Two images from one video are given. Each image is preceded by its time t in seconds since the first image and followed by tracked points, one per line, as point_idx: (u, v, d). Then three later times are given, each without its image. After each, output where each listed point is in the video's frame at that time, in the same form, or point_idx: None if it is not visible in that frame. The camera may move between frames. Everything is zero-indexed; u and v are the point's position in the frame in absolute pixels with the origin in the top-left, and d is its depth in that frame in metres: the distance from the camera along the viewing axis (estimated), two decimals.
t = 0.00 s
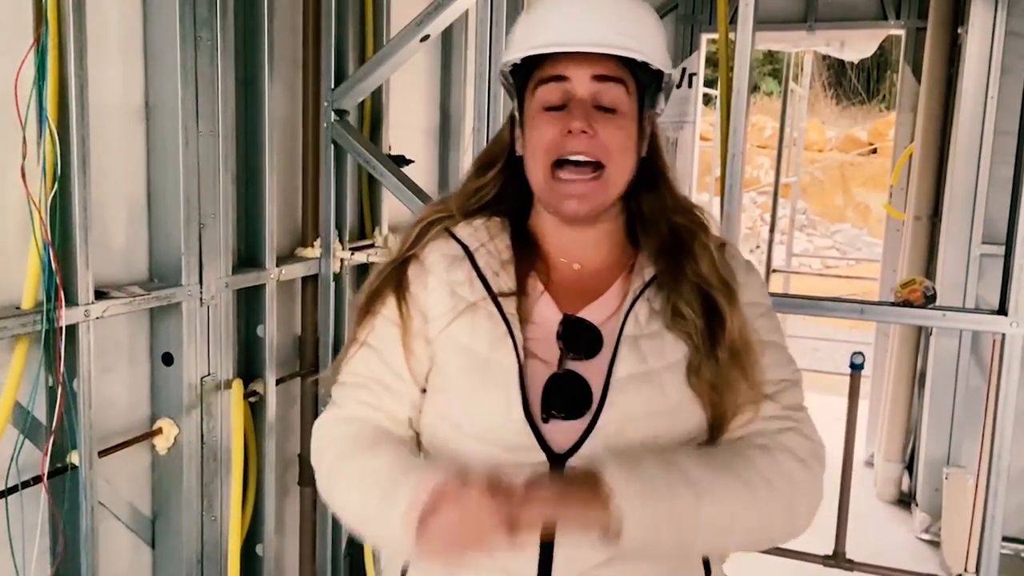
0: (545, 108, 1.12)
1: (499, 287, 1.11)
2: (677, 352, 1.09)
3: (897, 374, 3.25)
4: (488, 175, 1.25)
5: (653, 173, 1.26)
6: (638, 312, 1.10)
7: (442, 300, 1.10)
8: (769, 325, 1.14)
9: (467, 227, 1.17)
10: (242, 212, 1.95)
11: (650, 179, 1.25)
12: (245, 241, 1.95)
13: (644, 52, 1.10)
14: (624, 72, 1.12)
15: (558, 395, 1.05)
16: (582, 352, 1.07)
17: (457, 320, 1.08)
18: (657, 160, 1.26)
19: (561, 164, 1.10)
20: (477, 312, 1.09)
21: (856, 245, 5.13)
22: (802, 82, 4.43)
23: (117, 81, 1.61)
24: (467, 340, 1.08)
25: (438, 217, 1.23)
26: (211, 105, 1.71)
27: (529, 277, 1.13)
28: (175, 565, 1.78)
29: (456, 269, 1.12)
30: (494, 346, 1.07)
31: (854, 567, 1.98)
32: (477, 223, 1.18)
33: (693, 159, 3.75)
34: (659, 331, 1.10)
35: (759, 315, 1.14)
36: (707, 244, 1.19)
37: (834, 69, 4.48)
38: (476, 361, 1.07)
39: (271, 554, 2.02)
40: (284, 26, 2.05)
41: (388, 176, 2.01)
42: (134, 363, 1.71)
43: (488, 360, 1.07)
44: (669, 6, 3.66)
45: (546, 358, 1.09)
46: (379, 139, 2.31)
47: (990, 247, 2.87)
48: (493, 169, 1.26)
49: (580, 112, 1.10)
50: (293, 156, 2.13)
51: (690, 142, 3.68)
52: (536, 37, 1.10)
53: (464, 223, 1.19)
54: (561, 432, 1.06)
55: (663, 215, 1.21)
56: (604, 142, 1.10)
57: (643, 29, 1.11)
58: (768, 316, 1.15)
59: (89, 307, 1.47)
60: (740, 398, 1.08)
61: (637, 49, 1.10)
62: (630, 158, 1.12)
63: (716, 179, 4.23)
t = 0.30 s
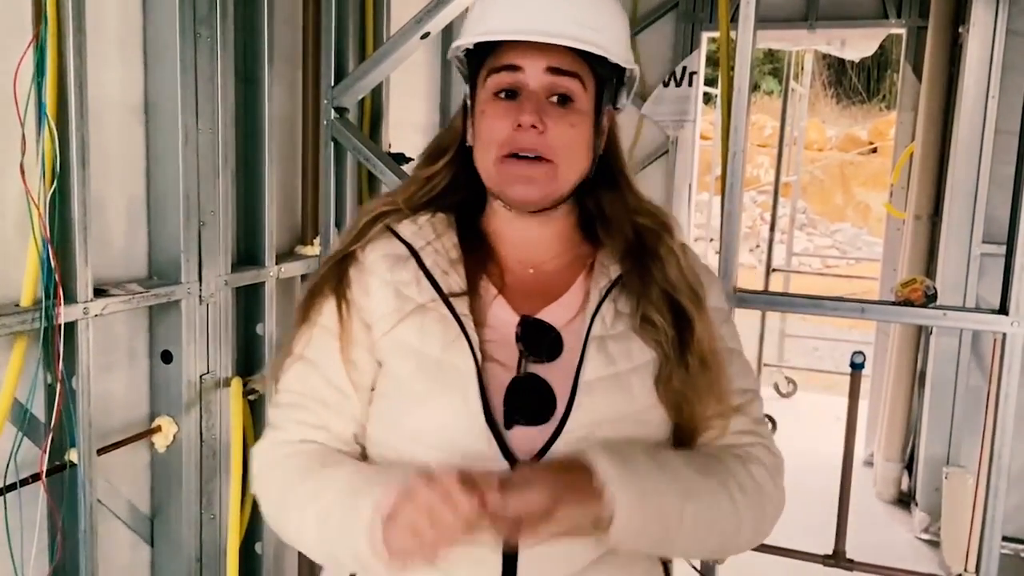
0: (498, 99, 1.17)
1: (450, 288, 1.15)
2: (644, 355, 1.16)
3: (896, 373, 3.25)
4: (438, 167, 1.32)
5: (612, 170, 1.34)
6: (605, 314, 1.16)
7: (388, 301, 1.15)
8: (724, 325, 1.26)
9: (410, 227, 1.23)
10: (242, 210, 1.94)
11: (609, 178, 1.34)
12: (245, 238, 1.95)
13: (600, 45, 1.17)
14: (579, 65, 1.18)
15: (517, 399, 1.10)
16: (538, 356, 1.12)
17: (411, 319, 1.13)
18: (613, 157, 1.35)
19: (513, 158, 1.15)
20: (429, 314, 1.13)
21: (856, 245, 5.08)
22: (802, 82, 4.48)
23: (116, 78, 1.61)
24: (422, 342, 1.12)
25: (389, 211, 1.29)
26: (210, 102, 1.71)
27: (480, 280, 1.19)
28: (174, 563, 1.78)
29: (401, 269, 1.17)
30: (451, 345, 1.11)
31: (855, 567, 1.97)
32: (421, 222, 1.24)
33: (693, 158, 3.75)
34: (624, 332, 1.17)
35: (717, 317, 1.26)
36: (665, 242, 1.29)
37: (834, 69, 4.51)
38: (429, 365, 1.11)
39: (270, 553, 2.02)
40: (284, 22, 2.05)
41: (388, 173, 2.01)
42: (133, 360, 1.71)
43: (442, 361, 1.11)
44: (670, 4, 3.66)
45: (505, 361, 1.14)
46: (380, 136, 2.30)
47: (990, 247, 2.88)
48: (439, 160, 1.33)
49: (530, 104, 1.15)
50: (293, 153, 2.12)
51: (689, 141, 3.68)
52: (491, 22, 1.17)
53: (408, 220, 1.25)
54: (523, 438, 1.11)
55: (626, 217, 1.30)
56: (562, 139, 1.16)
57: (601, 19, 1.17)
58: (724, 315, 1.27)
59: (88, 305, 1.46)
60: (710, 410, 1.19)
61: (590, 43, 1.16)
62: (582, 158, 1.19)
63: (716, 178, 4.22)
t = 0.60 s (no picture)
0: (481, 103, 1.10)
1: (429, 293, 1.07)
2: (632, 356, 1.14)
3: (897, 373, 3.25)
4: (410, 162, 1.23)
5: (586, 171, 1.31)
6: (591, 320, 1.12)
7: (357, 305, 1.05)
8: (699, 325, 1.29)
9: (378, 228, 1.13)
10: (242, 208, 1.94)
11: (584, 179, 1.31)
12: (245, 236, 1.95)
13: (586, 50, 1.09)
14: (567, 74, 1.12)
15: (510, 408, 1.02)
16: (524, 361, 1.06)
17: (388, 323, 1.04)
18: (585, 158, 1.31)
19: (499, 170, 1.09)
20: (406, 320, 1.04)
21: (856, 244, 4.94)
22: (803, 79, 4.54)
23: (117, 75, 1.60)
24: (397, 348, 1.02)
25: (356, 209, 1.19)
26: (211, 100, 1.71)
27: (453, 284, 1.11)
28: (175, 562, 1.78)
29: (370, 272, 1.07)
30: (434, 352, 1.02)
31: (856, 566, 1.97)
32: (388, 223, 1.14)
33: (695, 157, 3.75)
34: (612, 335, 1.14)
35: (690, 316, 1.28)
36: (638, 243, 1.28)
37: (835, 67, 4.52)
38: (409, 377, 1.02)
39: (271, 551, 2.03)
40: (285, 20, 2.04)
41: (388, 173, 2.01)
42: (134, 357, 1.71)
43: (423, 370, 1.02)
44: (671, 3, 3.66)
45: (487, 369, 1.06)
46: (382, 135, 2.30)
47: (991, 247, 2.88)
48: (409, 155, 1.23)
49: (519, 113, 1.09)
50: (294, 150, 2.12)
51: (691, 140, 3.68)
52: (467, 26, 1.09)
53: (376, 220, 1.16)
54: (514, 444, 1.03)
55: (605, 219, 1.28)
56: (548, 148, 1.10)
57: (586, 22, 1.10)
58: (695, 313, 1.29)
59: (89, 303, 1.46)
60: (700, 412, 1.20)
61: (576, 47, 1.08)
62: (565, 166, 1.14)
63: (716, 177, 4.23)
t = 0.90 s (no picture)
0: (475, 116, 1.10)
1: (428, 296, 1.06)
2: (625, 354, 1.18)
3: (898, 373, 3.25)
4: (397, 168, 1.23)
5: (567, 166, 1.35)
6: (584, 320, 1.15)
7: (354, 307, 1.03)
8: (675, 311, 1.36)
9: (368, 229, 1.12)
10: (245, 207, 1.94)
11: (567, 173, 1.35)
12: (246, 236, 1.95)
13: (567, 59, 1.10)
14: (557, 85, 1.13)
15: (510, 408, 1.03)
16: (520, 364, 1.07)
17: (382, 328, 1.02)
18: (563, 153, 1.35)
19: (494, 181, 1.10)
20: (401, 323, 1.03)
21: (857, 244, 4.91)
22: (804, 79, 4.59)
23: (119, 74, 1.60)
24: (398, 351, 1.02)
25: (346, 212, 1.19)
26: (213, 99, 1.71)
27: (444, 287, 1.11)
28: (177, 560, 1.79)
29: (363, 273, 1.05)
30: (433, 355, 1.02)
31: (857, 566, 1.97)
32: (378, 224, 1.13)
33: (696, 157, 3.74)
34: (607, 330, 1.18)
35: (669, 304, 1.33)
36: (615, 235, 1.33)
37: (835, 66, 4.55)
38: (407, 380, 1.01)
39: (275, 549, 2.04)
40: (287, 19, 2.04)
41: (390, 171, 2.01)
42: (135, 356, 1.71)
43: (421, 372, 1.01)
44: (672, 2, 3.65)
45: (484, 372, 1.06)
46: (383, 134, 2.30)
47: (993, 246, 2.87)
48: (395, 161, 1.23)
49: (514, 127, 1.09)
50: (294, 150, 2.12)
51: (693, 139, 3.67)
52: (447, 38, 1.09)
53: (364, 222, 1.15)
54: (514, 447, 1.04)
55: (587, 214, 1.33)
56: (542, 158, 1.11)
57: (567, 30, 1.11)
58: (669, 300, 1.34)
59: (91, 302, 1.46)
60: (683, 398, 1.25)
61: (558, 56, 1.09)
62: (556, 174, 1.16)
63: (717, 176, 4.22)
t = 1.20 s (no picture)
0: (474, 108, 1.11)
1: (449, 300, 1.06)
2: (635, 353, 1.19)
3: (897, 372, 3.26)
4: (404, 165, 1.23)
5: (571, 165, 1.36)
6: (596, 324, 1.16)
7: (377, 318, 1.02)
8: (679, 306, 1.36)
9: (385, 233, 1.11)
10: (246, 208, 1.94)
11: (570, 173, 1.36)
12: (247, 236, 1.95)
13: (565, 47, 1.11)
14: (555, 73, 1.14)
15: (530, 412, 1.05)
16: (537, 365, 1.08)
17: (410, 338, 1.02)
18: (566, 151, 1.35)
19: (498, 170, 1.10)
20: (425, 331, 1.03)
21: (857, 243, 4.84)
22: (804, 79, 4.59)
23: (121, 75, 1.61)
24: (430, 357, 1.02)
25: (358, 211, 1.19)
26: (215, 100, 1.71)
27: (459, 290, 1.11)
28: (176, 559, 1.78)
29: (384, 282, 1.05)
30: (457, 365, 1.02)
31: (857, 566, 1.97)
32: (392, 228, 1.12)
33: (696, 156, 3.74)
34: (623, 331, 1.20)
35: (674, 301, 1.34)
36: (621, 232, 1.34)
37: (835, 66, 4.55)
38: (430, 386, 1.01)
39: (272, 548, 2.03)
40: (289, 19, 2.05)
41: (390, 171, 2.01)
42: (137, 356, 1.71)
43: (444, 379, 1.02)
44: (672, 2, 3.65)
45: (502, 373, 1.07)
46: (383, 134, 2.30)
47: (993, 246, 2.88)
48: (402, 160, 1.24)
49: (513, 114, 1.10)
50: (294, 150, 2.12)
51: (693, 139, 3.67)
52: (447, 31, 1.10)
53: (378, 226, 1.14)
54: (537, 449, 1.06)
55: (593, 213, 1.33)
56: (545, 149, 1.12)
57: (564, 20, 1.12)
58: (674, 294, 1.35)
59: (93, 302, 1.47)
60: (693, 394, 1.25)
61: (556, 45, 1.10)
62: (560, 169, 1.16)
63: (717, 176, 4.22)
